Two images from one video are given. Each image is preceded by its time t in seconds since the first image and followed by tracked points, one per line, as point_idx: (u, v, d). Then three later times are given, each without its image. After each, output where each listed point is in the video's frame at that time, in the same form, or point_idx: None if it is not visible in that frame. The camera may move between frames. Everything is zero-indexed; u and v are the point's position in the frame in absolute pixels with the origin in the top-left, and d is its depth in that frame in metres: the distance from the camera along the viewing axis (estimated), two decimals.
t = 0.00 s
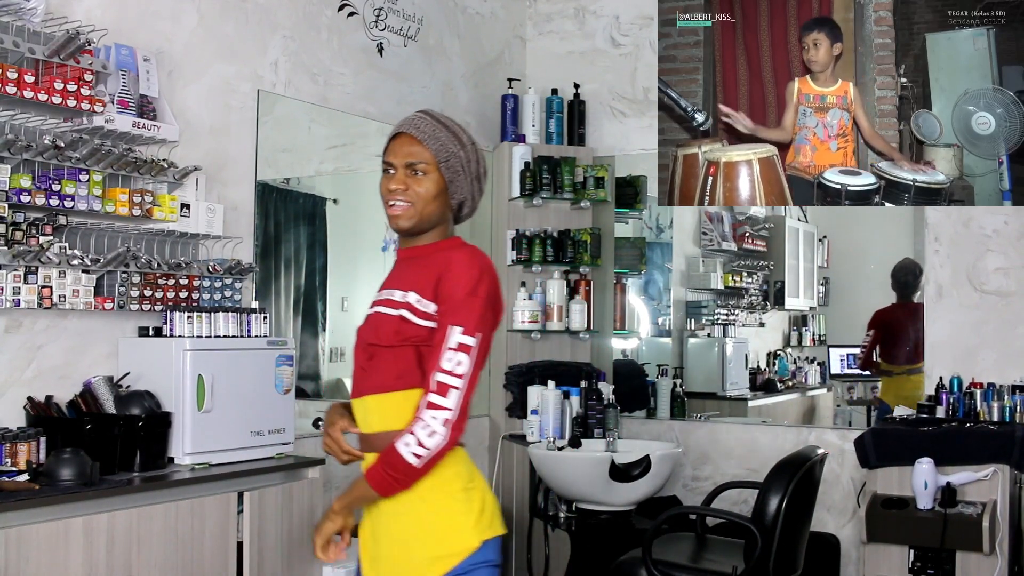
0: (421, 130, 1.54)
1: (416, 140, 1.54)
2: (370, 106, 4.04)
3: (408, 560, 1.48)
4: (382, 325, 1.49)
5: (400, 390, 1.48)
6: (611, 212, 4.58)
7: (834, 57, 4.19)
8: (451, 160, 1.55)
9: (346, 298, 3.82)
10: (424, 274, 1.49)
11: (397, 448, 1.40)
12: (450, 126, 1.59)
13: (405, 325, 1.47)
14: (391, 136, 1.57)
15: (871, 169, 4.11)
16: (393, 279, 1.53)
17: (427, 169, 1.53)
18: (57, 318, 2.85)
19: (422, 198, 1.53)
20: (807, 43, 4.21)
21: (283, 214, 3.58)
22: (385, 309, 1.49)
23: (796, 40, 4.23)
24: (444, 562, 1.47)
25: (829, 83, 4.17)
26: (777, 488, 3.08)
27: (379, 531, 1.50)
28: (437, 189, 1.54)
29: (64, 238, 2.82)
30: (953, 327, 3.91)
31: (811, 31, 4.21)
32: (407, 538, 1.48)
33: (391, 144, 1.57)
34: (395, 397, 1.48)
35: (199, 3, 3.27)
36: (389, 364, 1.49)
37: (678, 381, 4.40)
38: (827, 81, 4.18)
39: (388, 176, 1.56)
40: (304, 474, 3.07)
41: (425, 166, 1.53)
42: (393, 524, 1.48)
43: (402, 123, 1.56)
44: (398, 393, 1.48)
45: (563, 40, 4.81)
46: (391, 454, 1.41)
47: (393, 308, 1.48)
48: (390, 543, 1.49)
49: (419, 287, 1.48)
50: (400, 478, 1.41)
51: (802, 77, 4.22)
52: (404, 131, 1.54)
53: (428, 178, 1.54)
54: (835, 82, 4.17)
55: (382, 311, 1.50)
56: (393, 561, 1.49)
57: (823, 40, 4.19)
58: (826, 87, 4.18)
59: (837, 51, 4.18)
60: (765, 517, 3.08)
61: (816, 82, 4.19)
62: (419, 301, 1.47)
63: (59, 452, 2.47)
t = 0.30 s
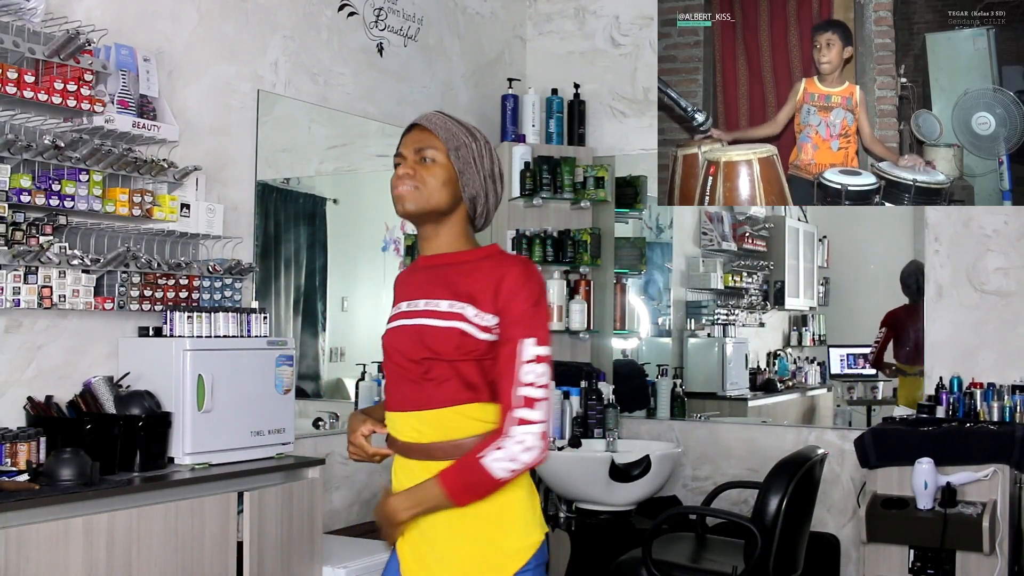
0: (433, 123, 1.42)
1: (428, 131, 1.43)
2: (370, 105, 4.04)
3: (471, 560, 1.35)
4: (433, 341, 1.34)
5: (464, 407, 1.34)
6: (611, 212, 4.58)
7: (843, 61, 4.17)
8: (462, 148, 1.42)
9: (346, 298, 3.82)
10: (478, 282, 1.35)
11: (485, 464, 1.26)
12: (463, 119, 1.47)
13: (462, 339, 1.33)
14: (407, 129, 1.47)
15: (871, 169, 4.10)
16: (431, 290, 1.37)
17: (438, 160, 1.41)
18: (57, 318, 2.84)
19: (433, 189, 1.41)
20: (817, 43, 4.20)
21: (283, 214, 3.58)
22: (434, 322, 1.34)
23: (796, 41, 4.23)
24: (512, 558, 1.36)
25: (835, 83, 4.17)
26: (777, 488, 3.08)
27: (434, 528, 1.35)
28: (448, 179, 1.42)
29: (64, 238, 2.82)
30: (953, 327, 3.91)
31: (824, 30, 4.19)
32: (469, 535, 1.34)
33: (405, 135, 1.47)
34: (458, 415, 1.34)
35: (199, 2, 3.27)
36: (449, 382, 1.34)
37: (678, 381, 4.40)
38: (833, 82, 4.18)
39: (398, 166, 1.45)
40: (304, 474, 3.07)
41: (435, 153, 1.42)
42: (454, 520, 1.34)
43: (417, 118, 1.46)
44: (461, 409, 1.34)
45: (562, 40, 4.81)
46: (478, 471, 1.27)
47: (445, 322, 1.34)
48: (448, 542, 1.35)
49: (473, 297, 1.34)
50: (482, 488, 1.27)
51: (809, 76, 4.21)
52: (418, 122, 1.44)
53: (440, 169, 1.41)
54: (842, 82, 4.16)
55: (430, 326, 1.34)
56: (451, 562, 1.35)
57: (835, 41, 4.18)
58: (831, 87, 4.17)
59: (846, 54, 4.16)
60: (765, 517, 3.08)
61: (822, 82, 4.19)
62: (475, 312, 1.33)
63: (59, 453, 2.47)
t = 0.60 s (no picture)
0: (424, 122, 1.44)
1: (414, 131, 1.44)
2: (370, 105, 4.04)
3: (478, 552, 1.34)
4: (460, 341, 1.33)
5: (484, 407, 1.35)
6: (611, 212, 4.58)
7: (854, 69, 4.14)
8: (451, 141, 1.43)
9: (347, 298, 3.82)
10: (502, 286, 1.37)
11: (531, 457, 1.29)
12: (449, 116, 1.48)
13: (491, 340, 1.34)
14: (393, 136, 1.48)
15: (872, 169, 4.10)
16: (447, 288, 1.36)
17: (429, 154, 1.42)
18: (57, 318, 2.84)
19: (426, 182, 1.41)
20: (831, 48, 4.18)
21: (283, 214, 3.58)
22: (461, 322, 1.34)
23: (796, 40, 4.23)
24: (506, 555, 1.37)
25: (845, 89, 4.16)
26: (777, 488, 3.08)
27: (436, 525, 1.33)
28: (440, 172, 1.42)
29: (64, 238, 2.82)
30: (953, 327, 3.92)
31: (839, 33, 4.16)
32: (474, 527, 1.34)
33: (394, 139, 1.47)
34: (479, 414, 1.35)
35: (199, 3, 3.27)
36: (474, 382, 1.34)
37: (678, 381, 4.40)
38: (843, 88, 4.16)
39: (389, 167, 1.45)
40: (303, 473, 3.07)
41: (424, 150, 1.42)
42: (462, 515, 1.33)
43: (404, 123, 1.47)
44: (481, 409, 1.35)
45: (562, 40, 4.81)
46: (524, 465, 1.29)
47: (473, 322, 1.34)
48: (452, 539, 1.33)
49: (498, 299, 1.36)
50: (517, 477, 1.30)
51: (819, 82, 4.20)
52: (404, 124, 1.45)
53: (430, 162, 1.42)
54: (851, 88, 4.15)
55: (455, 326, 1.33)
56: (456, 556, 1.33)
57: (847, 48, 4.15)
58: (841, 94, 4.16)
59: (857, 62, 4.14)
60: (765, 517, 3.08)
61: (833, 88, 4.17)
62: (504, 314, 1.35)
63: (59, 452, 2.47)
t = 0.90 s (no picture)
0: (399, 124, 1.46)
1: (389, 133, 1.46)
2: (370, 106, 4.04)
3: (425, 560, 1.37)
4: (423, 335, 1.36)
5: (445, 405, 1.37)
6: (611, 211, 4.58)
7: (861, 69, 4.13)
8: (426, 144, 1.46)
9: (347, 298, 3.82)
10: (467, 286, 1.40)
11: (455, 468, 1.31)
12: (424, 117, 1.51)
13: (453, 336, 1.37)
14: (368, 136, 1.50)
15: (872, 169, 4.11)
16: (415, 283, 1.39)
17: (403, 158, 1.45)
18: (57, 318, 2.85)
19: (400, 187, 1.44)
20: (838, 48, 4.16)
21: (283, 214, 3.57)
22: (424, 316, 1.36)
23: (796, 40, 4.23)
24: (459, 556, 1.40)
25: (852, 90, 4.15)
26: (777, 488, 3.08)
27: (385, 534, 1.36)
28: (415, 176, 1.45)
29: (64, 238, 2.82)
30: (952, 327, 3.92)
31: (844, 34, 4.15)
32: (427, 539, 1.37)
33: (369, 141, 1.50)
34: (439, 411, 1.36)
35: (199, 3, 3.27)
36: (435, 377, 1.36)
37: (678, 381, 4.40)
38: (849, 88, 4.15)
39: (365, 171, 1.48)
40: (303, 473, 3.07)
41: (398, 154, 1.45)
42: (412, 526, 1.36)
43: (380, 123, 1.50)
44: (442, 408, 1.37)
45: (562, 40, 4.81)
46: (446, 474, 1.30)
47: (436, 317, 1.36)
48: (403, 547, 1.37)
49: (462, 297, 1.39)
50: (446, 491, 1.31)
51: (824, 83, 4.19)
52: (379, 126, 1.48)
53: (404, 167, 1.45)
54: (857, 88, 4.14)
55: (419, 319, 1.36)
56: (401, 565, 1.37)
57: (856, 47, 4.13)
58: (848, 95, 4.15)
59: (865, 63, 4.12)
60: (765, 517, 3.08)
61: (839, 89, 4.17)
62: (467, 311, 1.38)
63: (59, 452, 2.47)
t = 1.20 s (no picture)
0: (366, 142, 1.46)
1: (358, 152, 1.46)
2: (370, 106, 4.04)
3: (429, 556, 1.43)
4: (381, 353, 1.39)
5: (412, 417, 1.40)
6: (611, 211, 4.58)
7: (862, 68, 4.13)
8: (393, 168, 1.45)
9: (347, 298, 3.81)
10: (424, 297, 1.43)
11: (500, 454, 1.42)
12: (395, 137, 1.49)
13: (410, 351, 1.40)
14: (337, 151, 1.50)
15: (872, 169, 4.11)
16: (371, 302, 1.43)
17: (370, 179, 1.45)
18: (57, 318, 2.84)
19: (364, 211, 1.45)
20: (839, 48, 4.16)
21: (283, 213, 3.56)
22: (382, 335, 1.40)
23: (796, 41, 4.23)
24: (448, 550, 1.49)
25: (851, 89, 4.15)
26: (777, 487, 3.08)
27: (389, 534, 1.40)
28: (379, 200, 1.45)
29: (64, 238, 2.82)
30: (952, 327, 3.91)
31: (846, 33, 4.15)
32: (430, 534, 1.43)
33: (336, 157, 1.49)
34: (410, 421, 1.40)
35: (199, 3, 3.27)
36: (398, 392, 1.39)
37: (678, 381, 4.39)
38: (849, 88, 4.15)
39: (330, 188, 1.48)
40: (304, 473, 3.06)
41: (367, 179, 1.45)
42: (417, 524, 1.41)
43: (348, 137, 1.49)
44: (412, 419, 1.40)
45: (562, 40, 4.81)
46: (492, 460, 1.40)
47: (393, 334, 1.40)
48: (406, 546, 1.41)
49: (418, 310, 1.42)
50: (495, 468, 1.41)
51: (824, 82, 4.19)
52: (348, 144, 1.47)
53: (370, 190, 1.45)
54: (858, 88, 4.14)
55: (376, 339, 1.40)
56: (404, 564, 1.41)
57: (857, 46, 4.14)
58: (847, 94, 4.15)
59: (865, 61, 4.13)
60: (765, 517, 3.08)
61: (839, 89, 4.17)
62: (423, 323, 1.41)
63: (60, 452, 2.47)
